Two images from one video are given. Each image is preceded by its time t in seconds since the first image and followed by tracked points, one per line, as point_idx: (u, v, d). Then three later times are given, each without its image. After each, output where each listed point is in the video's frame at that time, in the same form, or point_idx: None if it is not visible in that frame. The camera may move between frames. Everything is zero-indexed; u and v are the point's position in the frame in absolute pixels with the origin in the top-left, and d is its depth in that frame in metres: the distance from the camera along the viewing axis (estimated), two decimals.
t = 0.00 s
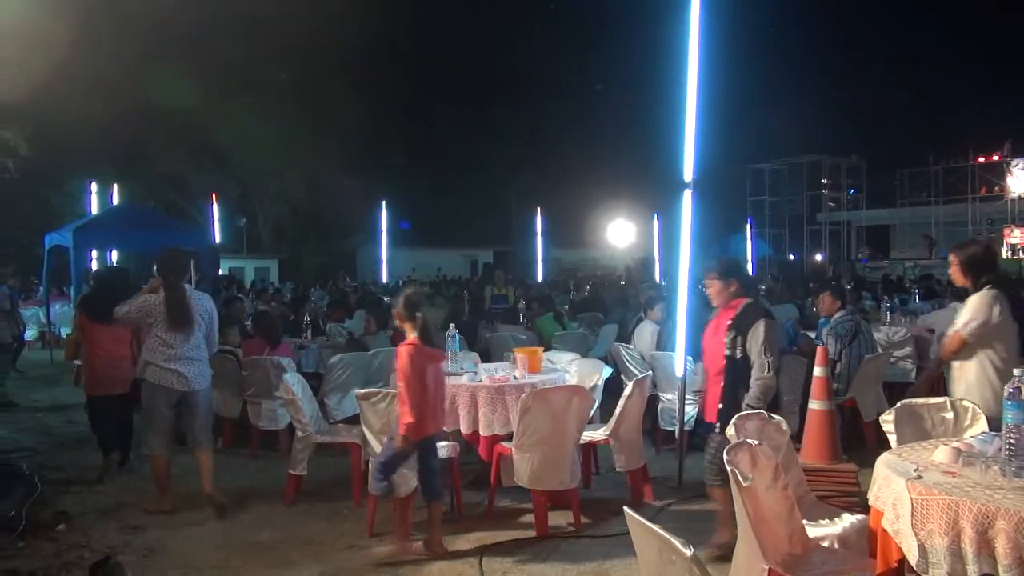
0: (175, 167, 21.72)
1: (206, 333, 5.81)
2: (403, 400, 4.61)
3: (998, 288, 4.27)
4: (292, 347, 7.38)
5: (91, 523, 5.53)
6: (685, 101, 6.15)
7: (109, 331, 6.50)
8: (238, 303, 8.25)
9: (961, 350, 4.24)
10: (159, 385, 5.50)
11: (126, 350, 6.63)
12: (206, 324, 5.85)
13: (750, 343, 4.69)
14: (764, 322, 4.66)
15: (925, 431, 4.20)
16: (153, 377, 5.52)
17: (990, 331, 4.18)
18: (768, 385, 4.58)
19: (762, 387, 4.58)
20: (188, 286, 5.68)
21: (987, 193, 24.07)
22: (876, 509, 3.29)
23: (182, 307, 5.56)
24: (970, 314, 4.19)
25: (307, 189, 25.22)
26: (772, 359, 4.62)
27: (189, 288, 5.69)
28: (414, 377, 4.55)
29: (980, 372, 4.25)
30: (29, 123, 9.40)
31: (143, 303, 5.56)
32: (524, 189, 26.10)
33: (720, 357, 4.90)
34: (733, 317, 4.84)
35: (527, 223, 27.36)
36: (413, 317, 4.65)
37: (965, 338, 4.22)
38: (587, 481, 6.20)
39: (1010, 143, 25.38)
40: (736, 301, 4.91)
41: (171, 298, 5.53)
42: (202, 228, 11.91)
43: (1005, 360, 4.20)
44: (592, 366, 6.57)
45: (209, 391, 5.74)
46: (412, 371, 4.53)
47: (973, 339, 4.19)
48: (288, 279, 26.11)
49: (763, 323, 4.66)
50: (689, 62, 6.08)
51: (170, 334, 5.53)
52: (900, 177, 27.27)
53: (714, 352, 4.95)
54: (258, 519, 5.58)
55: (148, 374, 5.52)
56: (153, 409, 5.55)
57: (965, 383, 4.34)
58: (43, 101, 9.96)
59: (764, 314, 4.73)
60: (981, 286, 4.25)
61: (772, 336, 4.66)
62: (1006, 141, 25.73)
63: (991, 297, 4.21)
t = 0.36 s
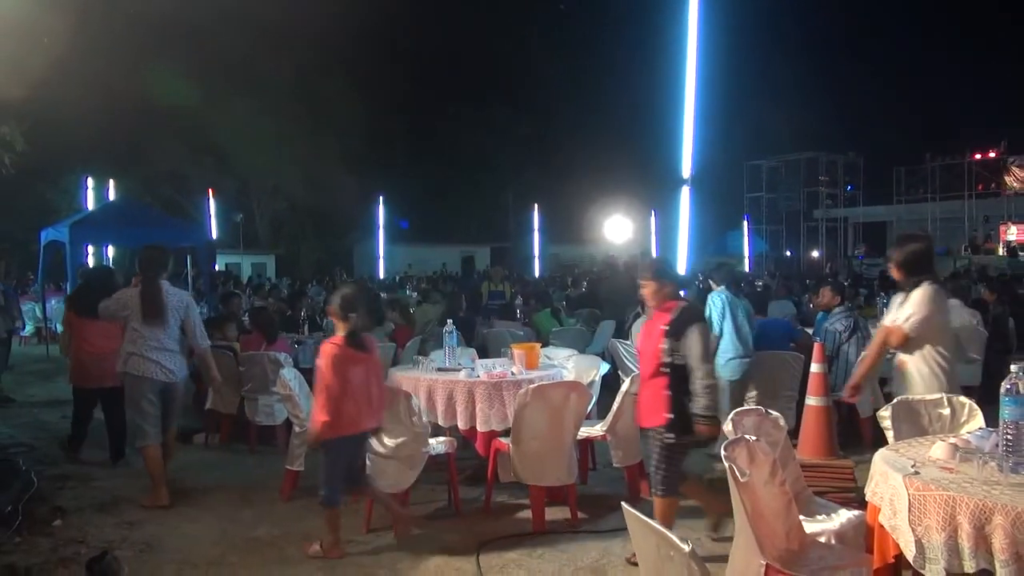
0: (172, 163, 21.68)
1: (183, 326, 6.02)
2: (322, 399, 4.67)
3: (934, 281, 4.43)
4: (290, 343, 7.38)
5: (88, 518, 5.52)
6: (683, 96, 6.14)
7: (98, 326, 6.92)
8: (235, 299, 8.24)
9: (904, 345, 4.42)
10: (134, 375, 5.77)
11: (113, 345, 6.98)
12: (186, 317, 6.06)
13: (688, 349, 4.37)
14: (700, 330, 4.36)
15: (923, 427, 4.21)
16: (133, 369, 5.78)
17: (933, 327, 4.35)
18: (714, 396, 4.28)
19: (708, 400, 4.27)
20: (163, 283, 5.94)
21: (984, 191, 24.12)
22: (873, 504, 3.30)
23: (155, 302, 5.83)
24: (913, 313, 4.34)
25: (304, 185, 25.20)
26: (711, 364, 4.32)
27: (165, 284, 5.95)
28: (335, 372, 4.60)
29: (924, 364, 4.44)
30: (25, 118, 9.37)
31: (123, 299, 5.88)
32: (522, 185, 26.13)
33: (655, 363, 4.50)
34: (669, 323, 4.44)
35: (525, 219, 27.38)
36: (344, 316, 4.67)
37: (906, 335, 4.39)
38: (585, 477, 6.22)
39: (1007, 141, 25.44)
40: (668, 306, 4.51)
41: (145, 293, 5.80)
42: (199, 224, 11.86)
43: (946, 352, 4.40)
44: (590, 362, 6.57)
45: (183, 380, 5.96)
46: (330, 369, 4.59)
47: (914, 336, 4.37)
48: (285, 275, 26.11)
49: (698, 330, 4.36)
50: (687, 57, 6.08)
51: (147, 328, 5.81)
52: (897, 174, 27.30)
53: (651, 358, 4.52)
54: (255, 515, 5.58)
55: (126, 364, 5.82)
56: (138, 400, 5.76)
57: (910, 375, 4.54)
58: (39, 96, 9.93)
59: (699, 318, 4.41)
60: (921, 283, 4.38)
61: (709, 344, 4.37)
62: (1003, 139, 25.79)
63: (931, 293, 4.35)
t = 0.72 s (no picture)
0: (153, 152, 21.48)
1: (159, 314, 6.30)
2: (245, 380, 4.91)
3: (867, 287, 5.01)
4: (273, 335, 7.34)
5: (69, 512, 5.47)
6: (669, 88, 6.14)
7: (56, 315, 7.01)
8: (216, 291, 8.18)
9: (836, 340, 4.96)
10: (114, 361, 6.00)
11: (73, 333, 7.12)
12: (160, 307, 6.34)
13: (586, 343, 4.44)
14: (606, 325, 4.44)
15: (903, 419, 4.25)
16: (111, 356, 6.02)
17: (861, 325, 4.91)
18: (596, 390, 4.42)
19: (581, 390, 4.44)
20: (137, 274, 6.20)
21: (964, 185, 24.43)
22: (854, 497, 3.33)
23: (129, 292, 6.07)
24: (846, 308, 4.91)
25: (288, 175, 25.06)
26: (600, 361, 4.38)
27: (139, 275, 6.22)
28: (272, 359, 4.90)
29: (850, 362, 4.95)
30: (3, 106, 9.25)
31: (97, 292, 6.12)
32: (508, 177, 26.17)
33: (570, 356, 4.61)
34: (583, 316, 4.52)
35: (511, 211, 27.45)
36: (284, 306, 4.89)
37: (838, 329, 4.95)
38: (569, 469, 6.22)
39: (987, 136, 25.74)
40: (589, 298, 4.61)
41: (121, 283, 6.04)
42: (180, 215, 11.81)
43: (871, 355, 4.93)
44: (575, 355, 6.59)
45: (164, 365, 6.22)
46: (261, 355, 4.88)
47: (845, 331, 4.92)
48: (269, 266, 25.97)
49: (607, 326, 4.44)
50: (672, 49, 6.08)
51: (122, 316, 6.03)
52: (879, 169, 27.52)
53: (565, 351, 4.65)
54: (238, 507, 5.56)
55: (105, 353, 6.04)
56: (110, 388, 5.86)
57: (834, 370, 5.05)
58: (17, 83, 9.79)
59: (609, 315, 4.49)
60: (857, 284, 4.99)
61: (613, 341, 4.42)
62: (982, 134, 26.10)
63: (864, 293, 4.95)
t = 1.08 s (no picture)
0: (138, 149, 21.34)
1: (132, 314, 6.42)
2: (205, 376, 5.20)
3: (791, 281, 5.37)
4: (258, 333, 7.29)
5: (52, 512, 5.42)
6: (655, 87, 6.16)
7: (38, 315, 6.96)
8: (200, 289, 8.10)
9: (763, 329, 5.30)
10: (88, 359, 6.07)
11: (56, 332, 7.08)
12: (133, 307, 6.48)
13: (505, 337, 4.50)
14: (525, 317, 4.48)
15: (886, 417, 4.29)
16: (84, 353, 6.09)
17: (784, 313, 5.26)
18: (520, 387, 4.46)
19: (508, 390, 4.44)
20: (112, 273, 6.31)
21: (947, 185, 24.65)
22: (838, 495, 3.35)
23: (105, 291, 6.18)
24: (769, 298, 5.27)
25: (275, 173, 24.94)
26: (524, 354, 4.46)
27: (114, 275, 6.32)
28: (220, 351, 5.24)
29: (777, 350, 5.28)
30: None
31: (71, 290, 6.19)
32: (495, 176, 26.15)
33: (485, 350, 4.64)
34: (498, 309, 4.59)
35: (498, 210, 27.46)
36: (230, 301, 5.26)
37: (763, 319, 5.29)
38: (556, 468, 6.22)
39: (970, 136, 25.96)
40: (505, 293, 4.67)
41: (97, 283, 6.16)
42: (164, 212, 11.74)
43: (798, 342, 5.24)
44: (562, 354, 6.60)
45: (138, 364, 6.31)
46: (211, 350, 5.20)
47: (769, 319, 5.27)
48: (254, 264, 25.84)
49: (525, 317, 4.48)
50: (659, 49, 6.10)
51: (97, 314, 6.12)
52: (864, 168, 27.70)
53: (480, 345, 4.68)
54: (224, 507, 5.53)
55: (79, 350, 6.11)
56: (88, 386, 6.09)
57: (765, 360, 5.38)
58: None
59: (527, 307, 4.53)
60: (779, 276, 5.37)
61: (530, 334, 4.50)
62: (966, 134, 26.32)
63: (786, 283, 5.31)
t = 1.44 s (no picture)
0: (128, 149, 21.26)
1: (101, 310, 6.57)
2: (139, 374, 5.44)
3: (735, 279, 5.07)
4: (249, 334, 7.25)
5: (43, 514, 5.40)
6: (647, 87, 6.17)
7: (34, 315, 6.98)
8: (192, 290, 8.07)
9: (706, 336, 5.10)
10: (56, 354, 6.32)
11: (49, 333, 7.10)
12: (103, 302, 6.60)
13: (418, 348, 4.31)
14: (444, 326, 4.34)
15: (877, 417, 4.32)
16: (54, 348, 6.34)
17: (726, 319, 5.05)
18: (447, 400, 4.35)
19: (432, 403, 4.31)
20: (81, 272, 6.41)
21: (937, 185, 24.80)
22: (830, 494, 3.37)
23: (72, 289, 6.32)
24: (711, 303, 5.04)
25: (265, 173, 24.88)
26: (440, 366, 4.30)
27: (82, 273, 6.42)
28: (159, 351, 5.49)
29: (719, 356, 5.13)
30: None
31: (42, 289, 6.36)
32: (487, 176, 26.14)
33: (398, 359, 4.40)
34: (413, 319, 4.36)
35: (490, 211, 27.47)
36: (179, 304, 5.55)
37: (706, 325, 5.09)
38: (549, 468, 6.24)
39: (960, 136, 26.13)
40: (420, 298, 4.44)
41: (63, 283, 6.28)
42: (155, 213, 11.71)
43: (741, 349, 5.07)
44: (554, 354, 6.61)
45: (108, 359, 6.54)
46: (151, 349, 5.47)
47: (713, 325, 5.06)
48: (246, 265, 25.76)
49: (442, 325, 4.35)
50: (650, 49, 6.11)
51: (65, 313, 6.31)
52: (855, 168, 27.85)
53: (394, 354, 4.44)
54: (217, 508, 5.52)
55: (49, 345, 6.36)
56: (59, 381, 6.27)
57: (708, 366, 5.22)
58: None
59: (441, 316, 4.36)
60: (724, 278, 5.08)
61: (444, 344, 4.32)
62: (955, 135, 26.48)
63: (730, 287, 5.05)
